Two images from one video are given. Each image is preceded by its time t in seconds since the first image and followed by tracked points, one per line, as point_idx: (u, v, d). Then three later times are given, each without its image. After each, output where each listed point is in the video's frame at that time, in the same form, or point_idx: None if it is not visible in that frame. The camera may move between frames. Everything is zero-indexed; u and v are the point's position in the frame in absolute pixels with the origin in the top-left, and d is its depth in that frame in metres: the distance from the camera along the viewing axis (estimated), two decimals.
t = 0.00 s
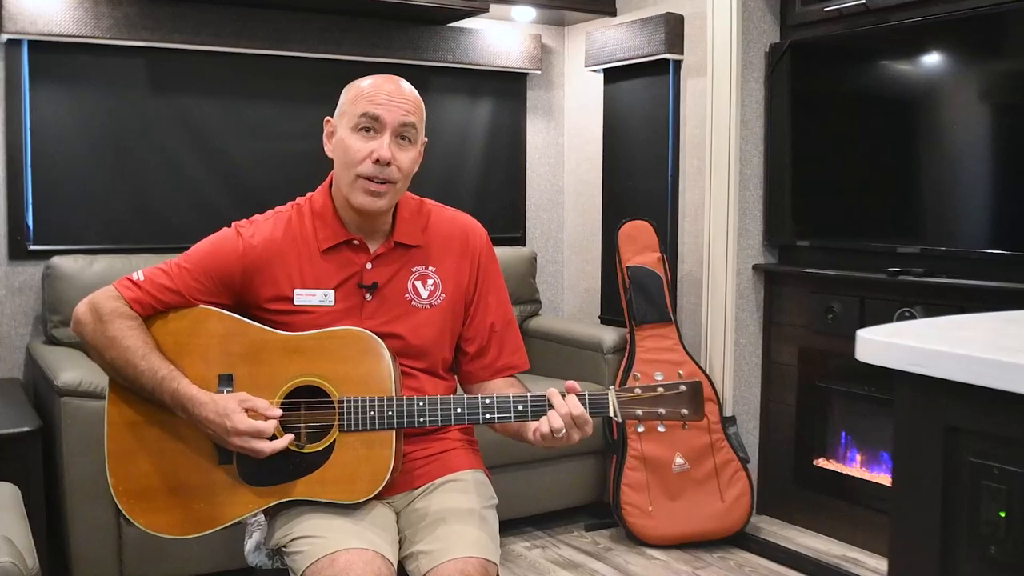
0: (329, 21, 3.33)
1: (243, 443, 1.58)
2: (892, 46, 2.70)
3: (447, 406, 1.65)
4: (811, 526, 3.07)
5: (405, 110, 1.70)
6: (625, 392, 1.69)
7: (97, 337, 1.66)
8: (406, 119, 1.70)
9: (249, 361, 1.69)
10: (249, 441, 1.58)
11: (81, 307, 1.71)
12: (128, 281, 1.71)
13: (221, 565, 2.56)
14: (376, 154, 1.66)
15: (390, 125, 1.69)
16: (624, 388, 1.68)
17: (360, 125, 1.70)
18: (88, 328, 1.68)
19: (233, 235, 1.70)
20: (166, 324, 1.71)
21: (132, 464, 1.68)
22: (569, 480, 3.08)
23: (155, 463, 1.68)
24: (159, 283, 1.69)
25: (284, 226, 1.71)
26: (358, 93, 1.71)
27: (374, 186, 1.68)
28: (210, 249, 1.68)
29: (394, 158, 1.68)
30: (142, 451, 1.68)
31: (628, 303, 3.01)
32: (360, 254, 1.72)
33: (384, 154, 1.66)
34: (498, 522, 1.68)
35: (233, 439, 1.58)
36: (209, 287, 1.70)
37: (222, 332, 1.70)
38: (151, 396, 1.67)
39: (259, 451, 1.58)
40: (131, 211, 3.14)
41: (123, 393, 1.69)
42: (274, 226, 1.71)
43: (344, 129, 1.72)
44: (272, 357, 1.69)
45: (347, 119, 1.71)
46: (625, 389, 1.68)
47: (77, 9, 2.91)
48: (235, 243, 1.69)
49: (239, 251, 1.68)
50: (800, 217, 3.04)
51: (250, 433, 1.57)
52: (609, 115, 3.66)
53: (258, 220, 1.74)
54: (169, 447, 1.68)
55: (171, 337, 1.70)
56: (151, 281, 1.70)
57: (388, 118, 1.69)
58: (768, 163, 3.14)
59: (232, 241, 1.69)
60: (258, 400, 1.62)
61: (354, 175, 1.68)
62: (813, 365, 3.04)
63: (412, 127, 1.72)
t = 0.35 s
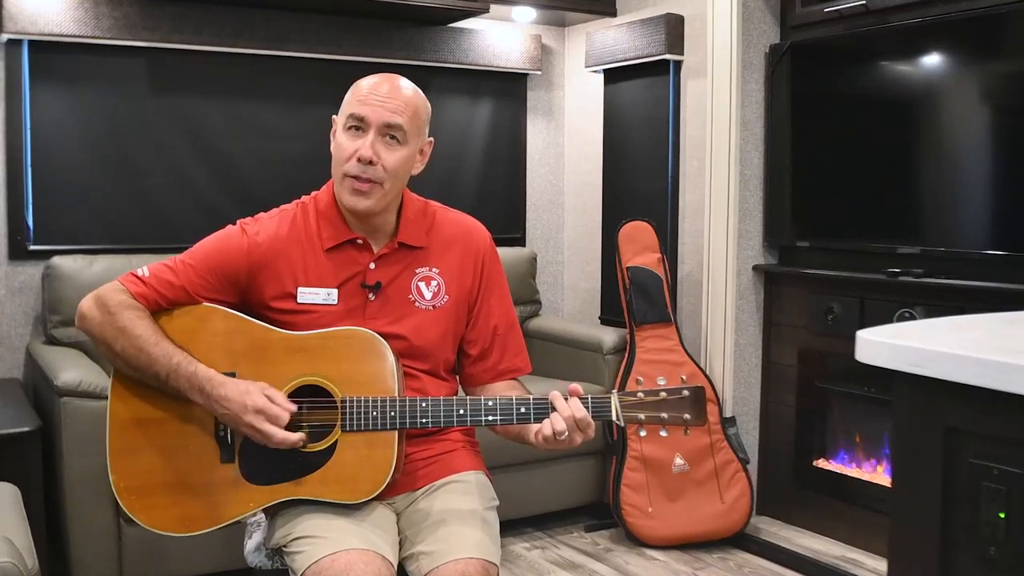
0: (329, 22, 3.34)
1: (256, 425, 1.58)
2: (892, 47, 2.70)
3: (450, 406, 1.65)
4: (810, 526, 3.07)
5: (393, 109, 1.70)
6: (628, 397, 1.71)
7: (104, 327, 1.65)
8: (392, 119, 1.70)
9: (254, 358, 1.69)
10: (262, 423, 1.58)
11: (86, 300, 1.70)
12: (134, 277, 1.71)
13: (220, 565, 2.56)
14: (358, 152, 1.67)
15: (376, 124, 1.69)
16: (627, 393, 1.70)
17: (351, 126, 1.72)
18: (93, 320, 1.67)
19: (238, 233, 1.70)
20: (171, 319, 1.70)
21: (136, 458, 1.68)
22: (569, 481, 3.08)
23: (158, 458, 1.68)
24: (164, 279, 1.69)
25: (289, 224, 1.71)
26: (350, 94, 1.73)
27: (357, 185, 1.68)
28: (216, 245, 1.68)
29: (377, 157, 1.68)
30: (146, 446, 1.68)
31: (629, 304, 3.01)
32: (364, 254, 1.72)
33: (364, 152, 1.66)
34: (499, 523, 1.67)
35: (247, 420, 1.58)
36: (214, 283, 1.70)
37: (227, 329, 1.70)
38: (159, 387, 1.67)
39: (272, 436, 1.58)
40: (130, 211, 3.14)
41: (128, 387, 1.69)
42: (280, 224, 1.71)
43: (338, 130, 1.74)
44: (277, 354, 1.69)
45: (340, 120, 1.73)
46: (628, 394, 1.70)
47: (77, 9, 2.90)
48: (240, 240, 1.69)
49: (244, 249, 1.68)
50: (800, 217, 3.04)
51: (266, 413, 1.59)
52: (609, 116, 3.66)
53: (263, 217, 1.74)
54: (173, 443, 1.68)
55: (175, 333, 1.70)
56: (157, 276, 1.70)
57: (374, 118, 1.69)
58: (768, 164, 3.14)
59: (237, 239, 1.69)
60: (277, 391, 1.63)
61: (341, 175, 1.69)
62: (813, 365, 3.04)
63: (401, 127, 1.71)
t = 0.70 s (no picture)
0: (329, 22, 3.34)
1: (237, 446, 1.59)
2: (891, 48, 2.70)
3: (450, 406, 1.65)
4: (809, 527, 3.07)
5: (404, 112, 1.70)
6: (628, 397, 1.70)
7: (104, 326, 1.66)
8: (405, 122, 1.70)
9: (256, 357, 1.69)
10: (242, 446, 1.59)
11: (88, 297, 1.71)
12: (137, 274, 1.71)
13: (219, 565, 2.56)
14: (374, 157, 1.67)
15: (389, 128, 1.69)
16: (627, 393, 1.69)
17: (360, 129, 1.71)
18: (95, 318, 1.67)
19: (241, 233, 1.70)
20: (173, 318, 1.71)
21: (137, 457, 1.69)
22: (568, 482, 3.08)
23: (159, 456, 1.68)
24: (166, 279, 1.69)
25: (293, 225, 1.71)
26: (359, 96, 1.71)
27: (374, 189, 1.68)
28: (219, 246, 1.68)
29: (392, 161, 1.68)
30: (147, 444, 1.69)
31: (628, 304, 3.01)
32: (367, 256, 1.73)
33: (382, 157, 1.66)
34: (498, 524, 1.67)
35: (228, 440, 1.59)
36: (217, 284, 1.71)
37: (227, 328, 1.70)
38: (156, 389, 1.67)
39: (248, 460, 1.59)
40: (130, 211, 3.14)
41: (129, 386, 1.70)
42: (283, 225, 1.71)
43: (346, 133, 1.72)
44: (277, 353, 1.69)
45: (348, 123, 1.72)
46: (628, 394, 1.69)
47: (78, 9, 2.91)
48: (243, 241, 1.69)
49: (247, 250, 1.68)
50: (800, 218, 3.04)
51: (248, 438, 1.59)
52: (609, 116, 3.66)
53: (267, 218, 1.74)
54: (173, 442, 1.68)
55: (177, 332, 1.70)
56: (159, 275, 1.70)
57: (387, 121, 1.69)
58: (768, 165, 3.14)
59: (240, 240, 1.69)
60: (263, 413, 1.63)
61: (355, 179, 1.69)
62: (813, 366, 3.04)
63: (413, 129, 1.72)
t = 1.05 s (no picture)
0: (330, 22, 3.34)
1: (249, 435, 1.59)
2: (891, 48, 2.71)
3: (452, 408, 1.65)
4: (809, 528, 3.07)
5: (410, 115, 1.70)
6: (630, 402, 1.69)
7: (107, 324, 1.66)
8: (410, 125, 1.69)
9: (258, 357, 1.69)
10: (254, 433, 1.59)
11: (90, 295, 1.71)
12: (139, 273, 1.71)
13: (219, 565, 2.56)
14: (380, 160, 1.66)
15: (394, 131, 1.69)
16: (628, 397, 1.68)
17: (365, 132, 1.70)
18: (97, 316, 1.68)
19: (245, 233, 1.70)
20: (175, 318, 1.71)
21: (137, 456, 1.69)
22: (568, 482, 3.08)
23: (159, 455, 1.69)
24: (169, 279, 1.69)
25: (296, 225, 1.71)
26: (364, 99, 1.71)
27: (380, 193, 1.68)
28: (223, 246, 1.68)
29: (399, 164, 1.67)
30: (146, 442, 1.69)
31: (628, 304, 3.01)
32: (370, 258, 1.72)
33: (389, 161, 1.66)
34: (499, 525, 1.67)
35: (240, 431, 1.60)
36: (220, 283, 1.71)
37: (230, 328, 1.71)
38: (158, 387, 1.68)
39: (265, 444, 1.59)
40: (130, 211, 3.14)
41: (130, 384, 1.70)
42: (287, 225, 1.71)
43: (351, 136, 1.72)
44: (279, 354, 1.69)
45: (353, 126, 1.71)
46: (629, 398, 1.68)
47: (78, 8, 2.91)
48: (247, 241, 1.68)
49: (251, 250, 1.68)
50: (800, 219, 3.04)
51: (257, 424, 1.59)
52: (609, 116, 3.66)
53: (270, 218, 1.74)
54: (174, 441, 1.69)
55: (179, 331, 1.71)
56: (162, 275, 1.70)
57: (392, 124, 1.68)
58: (768, 166, 3.14)
59: (244, 240, 1.68)
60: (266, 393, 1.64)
61: (361, 182, 1.68)
62: (813, 366, 3.04)
63: (419, 131, 1.71)
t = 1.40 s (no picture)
0: (330, 22, 3.34)
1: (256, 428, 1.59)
2: (892, 48, 2.71)
3: (456, 411, 1.65)
4: (810, 528, 3.07)
5: (418, 126, 1.68)
6: (635, 408, 1.70)
7: (112, 319, 1.66)
8: (417, 137, 1.68)
9: (262, 356, 1.70)
10: (263, 424, 1.59)
11: (96, 290, 1.71)
12: (145, 269, 1.71)
13: (218, 565, 2.56)
14: (385, 173, 1.65)
15: (401, 143, 1.67)
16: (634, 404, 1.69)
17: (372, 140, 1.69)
18: (102, 311, 1.68)
19: (251, 231, 1.70)
20: (181, 315, 1.72)
21: (139, 451, 1.69)
22: (569, 481, 3.08)
23: (161, 452, 1.69)
24: (175, 276, 1.70)
25: (303, 224, 1.71)
26: (373, 106, 1.69)
27: (384, 205, 1.67)
28: (229, 244, 1.68)
29: (404, 177, 1.66)
30: (148, 438, 1.69)
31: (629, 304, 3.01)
32: (376, 259, 1.71)
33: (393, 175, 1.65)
34: (499, 525, 1.68)
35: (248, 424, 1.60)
36: (226, 281, 1.71)
37: (234, 326, 1.71)
38: (162, 382, 1.68)
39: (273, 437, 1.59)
40: (131, 211, 3.14)
41: (134, 379, 1.70)
42: (293, 224, 1.71)
43: (359, 141, 1.71)
44: (284, 353, 1.70)
45: (362, 132, 1.70)
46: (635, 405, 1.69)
47: (79, 8, 2.91)
48: (253, 240, 1.68)
49: (257, 249, 1.68)
50: (801, 219, 3.04)
51: (266, 416, 1.59)
52: (609, 116, 3.66)
53: (277, 216, 1.74)
54: (176, 437, 1.69)
55: (184, 329, 1.71)
56: (167, 271, 1.70)
57: (400, 135, 1.67)
58: (768, 166, 3.14)
59: (250, 238, 1.68)
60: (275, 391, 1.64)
61: (366, 191, 1.68)
62: (813, 366, 3.04)
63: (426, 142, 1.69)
